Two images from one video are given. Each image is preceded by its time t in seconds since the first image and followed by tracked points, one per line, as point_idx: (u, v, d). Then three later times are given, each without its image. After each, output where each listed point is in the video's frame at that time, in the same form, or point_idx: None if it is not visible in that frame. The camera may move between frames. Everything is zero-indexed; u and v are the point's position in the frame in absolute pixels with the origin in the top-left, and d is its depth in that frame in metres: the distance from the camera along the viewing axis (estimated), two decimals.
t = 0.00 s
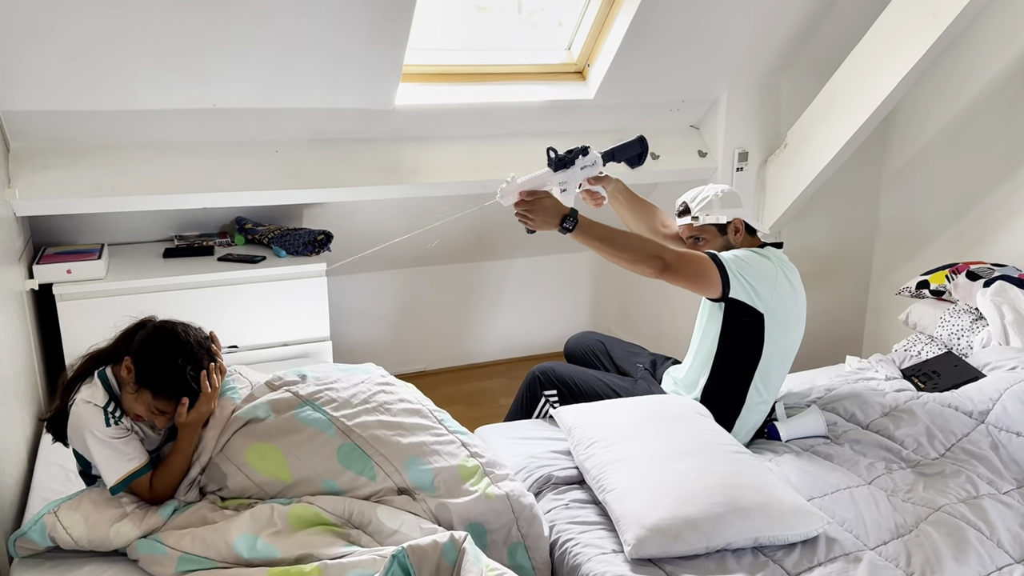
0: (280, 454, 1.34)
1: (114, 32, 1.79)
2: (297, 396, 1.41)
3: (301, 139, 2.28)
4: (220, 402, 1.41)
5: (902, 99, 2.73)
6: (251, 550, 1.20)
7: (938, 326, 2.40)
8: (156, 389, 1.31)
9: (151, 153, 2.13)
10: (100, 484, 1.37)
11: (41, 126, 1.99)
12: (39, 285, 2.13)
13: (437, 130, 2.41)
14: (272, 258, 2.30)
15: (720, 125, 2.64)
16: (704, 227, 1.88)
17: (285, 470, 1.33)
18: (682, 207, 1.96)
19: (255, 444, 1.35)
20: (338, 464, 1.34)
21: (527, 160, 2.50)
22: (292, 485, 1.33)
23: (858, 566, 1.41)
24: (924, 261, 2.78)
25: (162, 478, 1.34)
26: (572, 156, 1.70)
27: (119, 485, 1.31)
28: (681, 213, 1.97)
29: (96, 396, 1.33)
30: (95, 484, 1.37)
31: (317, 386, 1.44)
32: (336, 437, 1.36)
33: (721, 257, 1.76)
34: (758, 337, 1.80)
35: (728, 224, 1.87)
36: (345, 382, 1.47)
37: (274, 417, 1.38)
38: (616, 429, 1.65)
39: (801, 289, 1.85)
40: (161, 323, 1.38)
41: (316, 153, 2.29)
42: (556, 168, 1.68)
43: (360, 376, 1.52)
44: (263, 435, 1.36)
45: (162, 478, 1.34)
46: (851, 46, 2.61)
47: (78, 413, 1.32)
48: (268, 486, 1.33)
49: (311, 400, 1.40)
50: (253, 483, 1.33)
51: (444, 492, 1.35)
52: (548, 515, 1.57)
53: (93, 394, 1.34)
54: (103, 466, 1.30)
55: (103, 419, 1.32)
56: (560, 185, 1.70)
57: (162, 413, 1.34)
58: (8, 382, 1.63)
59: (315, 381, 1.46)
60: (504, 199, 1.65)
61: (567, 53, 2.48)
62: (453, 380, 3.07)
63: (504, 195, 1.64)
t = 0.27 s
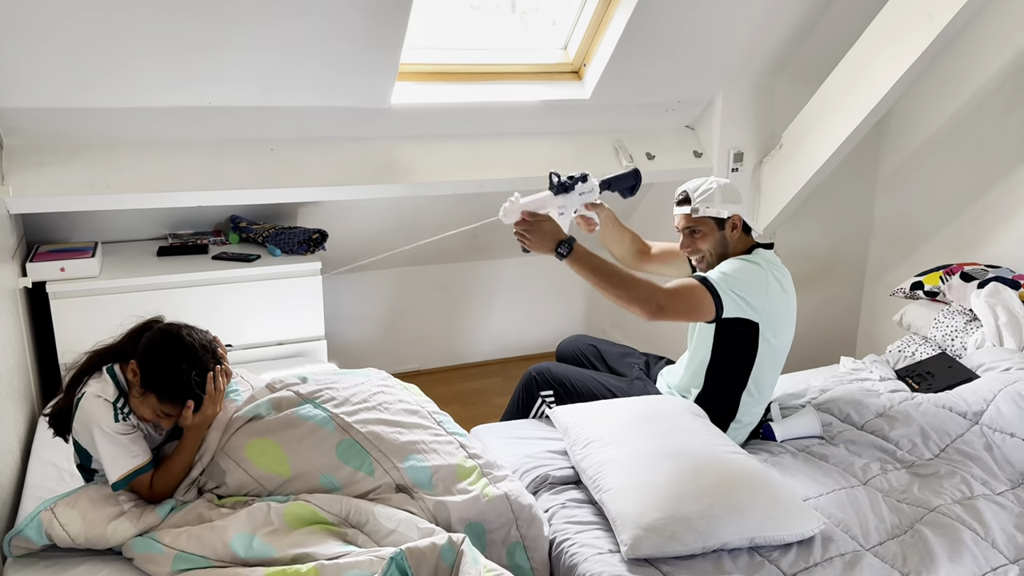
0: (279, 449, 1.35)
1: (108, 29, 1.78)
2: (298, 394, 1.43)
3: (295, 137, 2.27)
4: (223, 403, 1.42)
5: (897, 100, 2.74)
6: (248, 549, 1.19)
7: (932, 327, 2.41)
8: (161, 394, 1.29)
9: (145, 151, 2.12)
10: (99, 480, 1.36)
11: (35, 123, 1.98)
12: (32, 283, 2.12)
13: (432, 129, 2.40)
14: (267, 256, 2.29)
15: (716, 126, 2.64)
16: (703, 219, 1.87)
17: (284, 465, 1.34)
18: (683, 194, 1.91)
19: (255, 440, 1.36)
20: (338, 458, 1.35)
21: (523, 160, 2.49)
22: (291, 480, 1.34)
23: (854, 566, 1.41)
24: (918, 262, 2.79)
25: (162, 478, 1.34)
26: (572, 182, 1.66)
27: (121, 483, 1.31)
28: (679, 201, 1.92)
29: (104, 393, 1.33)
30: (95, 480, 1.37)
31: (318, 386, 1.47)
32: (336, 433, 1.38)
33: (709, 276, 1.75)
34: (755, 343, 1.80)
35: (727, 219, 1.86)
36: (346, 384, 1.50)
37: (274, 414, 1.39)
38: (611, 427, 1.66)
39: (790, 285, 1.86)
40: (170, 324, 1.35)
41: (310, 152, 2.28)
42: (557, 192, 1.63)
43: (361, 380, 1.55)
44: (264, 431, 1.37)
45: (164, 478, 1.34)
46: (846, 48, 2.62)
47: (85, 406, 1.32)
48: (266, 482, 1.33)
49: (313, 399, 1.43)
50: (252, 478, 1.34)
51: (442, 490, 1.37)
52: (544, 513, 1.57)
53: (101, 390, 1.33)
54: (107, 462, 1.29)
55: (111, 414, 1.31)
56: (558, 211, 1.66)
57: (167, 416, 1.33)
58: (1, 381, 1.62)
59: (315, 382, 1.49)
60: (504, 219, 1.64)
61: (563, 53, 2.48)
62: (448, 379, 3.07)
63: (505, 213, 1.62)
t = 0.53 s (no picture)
0: (280, 443, 1.36)
1: (103, 26, 1.77)
2: (300, 391, 1.44)
3: (290, 135, 2.27)
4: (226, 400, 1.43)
5: (891, 101, 2.75)
6: (247, 544, 1.19)
7: (925, 327, 2.42)
8: (181, 385, 1.29)
9: (140, 148, 2.11)
10: (102, 474, 1.35)
11: (29, 119, 1.97)
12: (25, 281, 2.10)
13: (428, 128, 2.40)
14: (261, 254, 2.28)
15: (710, 126, 2.65)
16: (684, 207, 1.85)
17: (285, 459, 1.34)
18: (671, 177, 1.87)
19: (257, 435, 1.37)
20: (338, 453, 1.36)
21: (518, 159, 2.50)
22: (291, 474, 1.34)
23: (848, 564, 1.42)
24: (911, 262, 2.80)
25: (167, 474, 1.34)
26: (585, 251, 1.89)
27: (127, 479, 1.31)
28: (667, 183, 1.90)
29: (115, 389, 1.30)
30: (97, 473, 1.36)
31: (320, 382, 1.48)
32: (337, 428, 1.39)
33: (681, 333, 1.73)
34: (739, 352, 1.81)
35: (709, 213, 1.85)
36: (347, 382, 1.51)
37: (276, 409, 1.40)
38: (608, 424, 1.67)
39: (754, 276, 1.84)
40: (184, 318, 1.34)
41: (305, 150, 2.28)
42: (575, 260, 1.86)
43: (361, 378, 1.55)
44: (266, 426, 1.38)
45: (171, 473, 1.34)
46: (840, 49, 2.63)
47: (95, 402, 1.29)
48: (267, 476, 1.34)
49: (315, 395, 1.44)
50: (252, 471, 1.34)
51: (440, 488, 1.38)
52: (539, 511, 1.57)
53: (111, 385, 1.31)
54: (116, 456, 1.29)
55: (122, 410, 1.30)
56: (576, 276, 1.85)
57: (181, 408, 1.31)
58: None
59: (316, 378, 1.49)
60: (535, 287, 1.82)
61: (559, 52, 2.48)
62: (442, 378, 3.07)
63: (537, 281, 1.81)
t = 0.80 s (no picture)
0: (274, 437, 1.35)
1: (95, 23, 1.76)
2: (295, 387, 1.45)
3: (282, 132, 2.26)
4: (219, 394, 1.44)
5: (883, 100, 2.76)
6: (239, 541, 1.19)
7: (916, 326, 2.43)
8: (174, 373, 1.31)
9: (132, 146, 2.11)
10: (93, 472, 1.35)
11: (20, 117, 1.96)
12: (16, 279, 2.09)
13: (421, 126, 2.40)
14: (254, 252, 2.28)
15: (703, 125, 2.65)
16: (652, 202, 1.84)
17: (278, 454, 1.34)
18: (642, 171, 1.87)
19: (251, 429, 1.36)
20: (331, 448, 1.36)
21: (511, 157, 2.50)
22: (283, 468, 1.33)
23: (839, 562, 1.42)
24: (902, 261, 2.81)
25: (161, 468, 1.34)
26: (584, 287, 1.91)
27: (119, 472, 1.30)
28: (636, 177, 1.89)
29: (105, 381, 1.32)
30: (89, 471, 1.35)
31: (315, 379, 1.48)
32: (331, 423, 1.39)
33: (661, 351, 1.74)
34: (719, 352, 1.83)
35: (676, 209, 1.85)
36: (341, 380, 1.51)
37: (271, 405, 1.41)
38: (601, 422, 1.67)
39: (714, 266, 1.82)
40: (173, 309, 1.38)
41: (298, 148, 2.27)
42: (573, 295, 1.88)
43: (355, 377, 1.55)
44: (260, 421, 1.38)
45: (164, 467, 1.34)
46: (832, 49, 2.64)
47: (84, 397, 1.30)
48: (260, 469, 1.33)
49: (309, 391, 1.44)
50: (245, 465, 1.33)
51: (433, 485, 1.38)
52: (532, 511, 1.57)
53: (100, 378, 1.32)
54: (108, 451, 1.29)
55: (112, 404, 1.31)
56: (575, 311, 1.87)
57: (176, 396, 1.33)
58: None
59: (311, 376, 1.49)
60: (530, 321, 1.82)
61: (552, 51, 2.48)
62: (435, 377, 3.07)
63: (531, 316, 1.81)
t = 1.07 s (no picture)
0: (266, 434, 1.35)
1: (85, 20, 1.75)
2: (288, 384, 1.44)
3: (274, 130, 2.26)
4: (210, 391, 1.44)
5: (875, 99, 2.77)
6: (229, 541, 1.19)
7: (907, 324, 2.44)
8: (164, 361, 1.30)
9: (122, 144, 2.10)
10: (84, 471, 1.34)
11: (9, 114, 1.95)
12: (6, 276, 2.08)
13: (414, 125, 2.40)
14: (245, 251, 2.27)
15: (695, 123, 2.65)
16: (623, 201, 1.84)
17: (270, 451, 1.34)
18: (611, 172, 1.87)
19: (243, 425, 1.36)
20: (323, 445, 1.36)
21: (504, 156, 2.50)
22: (275, 465, 1.33)
23: (829, 559, 1.43)
24: (894, 260, 2.82)
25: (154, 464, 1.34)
26: (574, 299, 1.92)
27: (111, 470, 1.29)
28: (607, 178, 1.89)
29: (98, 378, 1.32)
30: (79, 470, 1.35)
31: (309, 377, 1.48)
32: (323, 421, 1.39)
33: (647, 355, 1.73)
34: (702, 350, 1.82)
35: (648, 209, 1.85)
36: (335, 379, 1.51)
37: (263, 402, 1.40)
38: (593, 420, 1.67)
39: (684, 263, 1.81)
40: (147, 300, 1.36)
41: (289, 146, 2.27)
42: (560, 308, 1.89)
43: (349, 376, 1.55)
44: (252, 417, 1.37)
45: (158, 462, 1.34)
46: (824, 48, 2.65)
47: (75, 393, 1.30)
48: (251, 465, 1.33)
49: (303, 388, 1.44)
50: (236, 461, 1.33)
51: (424, 483, 1.38)
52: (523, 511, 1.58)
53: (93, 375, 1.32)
54: (100, 448, 1.28)
55: (104, 400, 1.31)
56: (562, 323, 1.89)
57: (174, 384, 1.33)
58: None
59: (305, 374, 1.49)
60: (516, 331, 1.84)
61: (545, 49, 2.48)
62: (428, 375, 3.07)
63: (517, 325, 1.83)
